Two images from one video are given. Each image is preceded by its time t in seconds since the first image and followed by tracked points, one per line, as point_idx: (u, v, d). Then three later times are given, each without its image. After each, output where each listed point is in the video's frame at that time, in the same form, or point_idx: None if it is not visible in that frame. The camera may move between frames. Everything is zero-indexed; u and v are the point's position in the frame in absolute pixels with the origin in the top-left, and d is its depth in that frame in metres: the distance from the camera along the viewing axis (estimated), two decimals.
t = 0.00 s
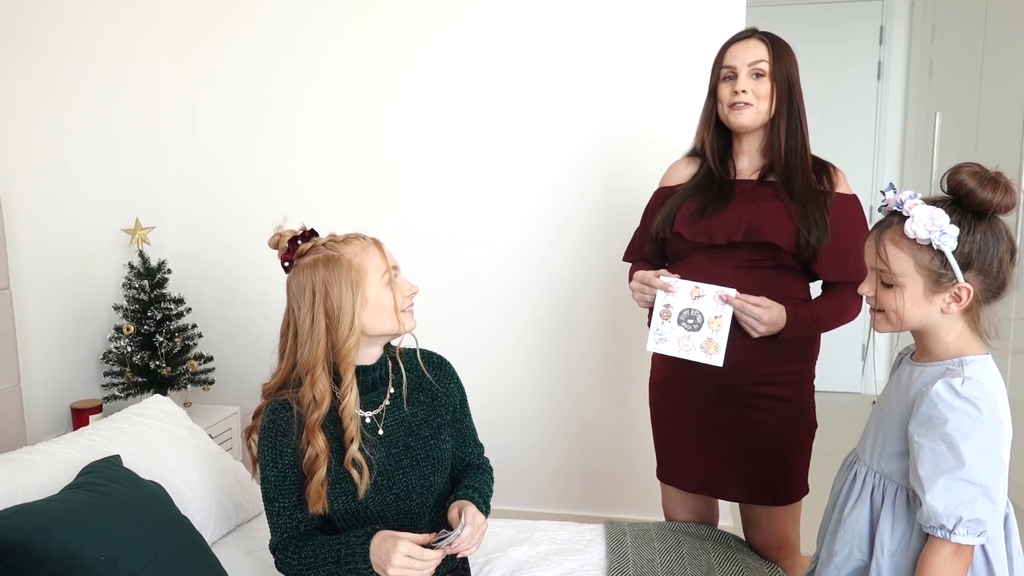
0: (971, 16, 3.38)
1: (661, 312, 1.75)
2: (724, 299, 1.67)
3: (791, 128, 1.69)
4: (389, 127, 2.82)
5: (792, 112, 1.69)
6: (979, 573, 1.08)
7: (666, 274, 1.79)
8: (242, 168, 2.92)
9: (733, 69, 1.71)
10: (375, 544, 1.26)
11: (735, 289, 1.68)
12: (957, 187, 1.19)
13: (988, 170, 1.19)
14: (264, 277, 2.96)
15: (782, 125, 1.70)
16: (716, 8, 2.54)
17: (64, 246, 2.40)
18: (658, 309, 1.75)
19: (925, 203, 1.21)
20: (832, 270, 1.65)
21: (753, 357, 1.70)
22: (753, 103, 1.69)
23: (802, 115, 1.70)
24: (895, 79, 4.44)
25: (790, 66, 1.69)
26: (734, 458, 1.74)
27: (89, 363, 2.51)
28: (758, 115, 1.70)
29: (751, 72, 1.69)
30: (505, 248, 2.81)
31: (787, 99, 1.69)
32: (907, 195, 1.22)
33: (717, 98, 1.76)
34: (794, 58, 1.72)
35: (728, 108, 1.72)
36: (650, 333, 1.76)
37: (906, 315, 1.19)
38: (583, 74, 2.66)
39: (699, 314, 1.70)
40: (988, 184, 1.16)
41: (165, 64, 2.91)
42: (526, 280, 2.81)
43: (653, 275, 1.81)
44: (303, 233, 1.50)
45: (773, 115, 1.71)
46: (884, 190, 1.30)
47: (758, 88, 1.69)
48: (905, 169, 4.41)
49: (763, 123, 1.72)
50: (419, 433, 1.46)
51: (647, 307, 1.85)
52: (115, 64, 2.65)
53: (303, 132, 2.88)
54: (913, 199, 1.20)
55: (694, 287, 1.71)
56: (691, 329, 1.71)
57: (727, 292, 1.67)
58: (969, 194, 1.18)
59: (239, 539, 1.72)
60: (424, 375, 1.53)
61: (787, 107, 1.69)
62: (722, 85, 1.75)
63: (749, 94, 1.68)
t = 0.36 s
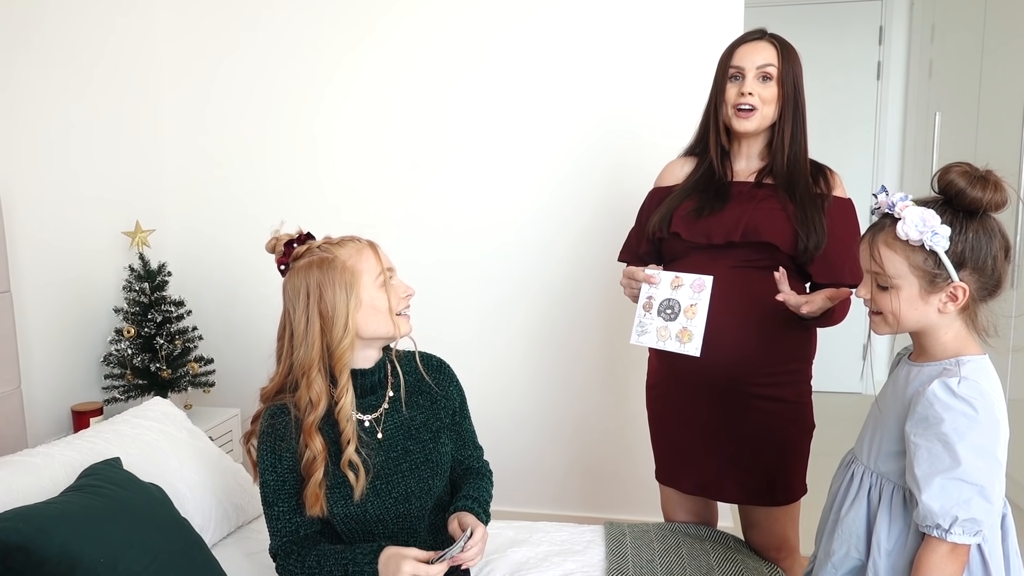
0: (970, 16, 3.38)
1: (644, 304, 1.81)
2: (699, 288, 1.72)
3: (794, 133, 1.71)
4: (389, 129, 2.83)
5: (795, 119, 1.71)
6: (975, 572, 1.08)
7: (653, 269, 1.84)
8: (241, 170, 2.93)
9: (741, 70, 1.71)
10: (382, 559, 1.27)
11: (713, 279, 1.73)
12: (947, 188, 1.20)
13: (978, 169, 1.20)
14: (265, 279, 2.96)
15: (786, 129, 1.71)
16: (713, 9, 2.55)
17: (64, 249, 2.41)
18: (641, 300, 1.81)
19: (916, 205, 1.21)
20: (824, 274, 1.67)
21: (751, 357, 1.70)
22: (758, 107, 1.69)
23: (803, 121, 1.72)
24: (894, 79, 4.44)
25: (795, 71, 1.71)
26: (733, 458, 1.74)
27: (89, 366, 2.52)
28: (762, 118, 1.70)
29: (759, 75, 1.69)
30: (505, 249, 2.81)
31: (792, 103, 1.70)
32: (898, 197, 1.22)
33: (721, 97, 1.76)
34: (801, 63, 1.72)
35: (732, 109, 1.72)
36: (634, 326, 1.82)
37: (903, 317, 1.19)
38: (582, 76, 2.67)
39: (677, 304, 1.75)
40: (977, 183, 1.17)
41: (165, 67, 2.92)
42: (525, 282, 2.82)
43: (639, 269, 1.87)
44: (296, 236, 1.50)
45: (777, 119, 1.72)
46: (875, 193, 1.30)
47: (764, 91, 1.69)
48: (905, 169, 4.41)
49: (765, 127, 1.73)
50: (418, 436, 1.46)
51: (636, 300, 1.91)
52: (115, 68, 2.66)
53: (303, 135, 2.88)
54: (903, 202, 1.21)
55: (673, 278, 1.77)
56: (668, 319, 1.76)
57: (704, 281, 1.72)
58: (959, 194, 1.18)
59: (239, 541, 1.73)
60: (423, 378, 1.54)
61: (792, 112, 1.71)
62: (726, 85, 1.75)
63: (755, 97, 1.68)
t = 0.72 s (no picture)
0: (970, 17, 3.38)
1: (641, 310, 1.79)
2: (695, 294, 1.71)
3: (790, 135, 1.71)
4: (389, 133, 2.84)
5: (791, 122, 1.71)
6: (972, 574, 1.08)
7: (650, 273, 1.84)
8: (242, 174, 2.94)
9: (735, 74, 1.71)
10: None
11: (708, 286, 1.72)
12: (945, 190, 1.20)
13: (976, 171, 1.20)
14: (265, 283, 2.97)
15: (781, 132, 1.71)
16: (712, 10, 2.55)
17: (65, 253, 2.41)
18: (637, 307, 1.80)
19: (915, 207, 1.22)
20: (822, 276, 1.67)
21: (751, 360, 1.70)
22: (750, 111, 1.69)
23: (799, 123, 1.71)
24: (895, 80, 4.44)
25: (789, 73, 1.70)
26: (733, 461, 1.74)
27: (90, 369, 2.53)
28: (756, 121, 1.71)
29: (752, 78, 1.70)
30: (505, 252, 2.82)
31: (788, 106, 1.70)
32: (897, 200, 1.22)
33: (716, 100, 1.76)
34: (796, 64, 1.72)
35: (726, 112, 1.73)
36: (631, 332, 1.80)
37: (903, 319, 1.19)
38: (581, 79, 2.67)
39: (673, 310, 1.74)
40: (975, 186, 1.17)
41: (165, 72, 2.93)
42: (525, 284, 2.82)
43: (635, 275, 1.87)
44: (313, 233, 1.57)
45: (772, 121, 1.72)
46: (874, 195, 1.30)
47: (757, 95, 1.69)
48: (906, 169, 4.41)
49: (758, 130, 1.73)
50: (417, 442, 1.47)
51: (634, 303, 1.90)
52: (115, 72, 2.67)
53: (303, 139, 2.89)
54: (902, 204, 1.21)
55: (670, 284, 1.76)
56: (665, 326, 1.74)
57: (699, 287, 1.71)
58: (958, 196, 1.18)
59: (240, 544, 1.73)
60: (424, 385, 1.54)
61: (787, 114, 1.71)
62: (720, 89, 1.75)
63: (748, 101, 1.68)
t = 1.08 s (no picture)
0: (972, 17, 3.38)
1: (635, 313, 1.82)
2: (685, 297, 1.73)
3: (785, 134, 1.70)
4: (389, 136, 2.84)
5: (785, 119, 1.70)
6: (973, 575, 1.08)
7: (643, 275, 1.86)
8: (243, 177, 2.95)
9: (726, 74, 1.72)
10: None
11: (699, 287, 1.74)
12: (948, 192, 1.20)
13: (979, 173, 1.20)
14: (267, 286, 2.98)
15: (775, 131, 1.70)
16: (712, 12, 2.55)
17: (67, 256, 2.42)
18: (631, 310, 1.82)
19: (917, 209, 1.21)
20: (819, 278, 1.67)
21: (750, 361, 1.70)
22: (742, 110, 1.69)
23: (792, 119, 1.71)
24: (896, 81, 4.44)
25: (782, 72, 1.70)
26: (733, 463, 1.74)
27: (92, 372, 2.53)
28: (749, 121, 1.70)
29: (743, 78, 1.70)
30: (506, 254, 2.82)
31: (781, 105, 1.70)
32: (899, 202, 1.22)
33: (710, 102, 1.76)
34: (788, 64, 1.72)
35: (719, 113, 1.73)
36: (625, 336, 1.83)
37: (904, 321, 1.19)
38: (581, 82, 2.68)
39: (664, 313, 1.76)
40: (978, 187, 1.16)
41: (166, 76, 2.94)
42: (526, 285, 2.82)
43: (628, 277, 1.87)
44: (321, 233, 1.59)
45: (766, 120, 1.72)
46: (876, 197, 1.30)
47: (748, 94, 1.69)
48: (908, 170, 4.40)
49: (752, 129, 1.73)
50: (412, 448, 1.46)
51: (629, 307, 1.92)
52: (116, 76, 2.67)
53: (304, 142, 2.90)
54: (904, 206, 1.20)
55: (661, 287, 1.77)
56: (657, 328, 1.76)
57: (689, 291, 1.73)
58: (960, 198, 1.18)
59: (240, 547, 1.73)
60: (421, 390, 1.53)
61: (780, 113, 1.70)
62: (713, 90, 1.76)
63: (739, 100, 1.68)
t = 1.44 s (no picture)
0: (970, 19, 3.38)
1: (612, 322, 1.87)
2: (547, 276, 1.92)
3: (774, 133, 1.68)
4: (389, 137, 2.84)
5: (772, 118, 1.68)
6: None
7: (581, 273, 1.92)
8: (242, 178, 2.95)
9: (707, 84, 1.73)
10: None
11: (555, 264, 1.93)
12: (947, 193, 1.20)
13: (978, 174, 1.20)
14: (266, 287, 2.98)
15: (763, 132, 1.69)
16: (710, 13, 2.56)
17: (66, 257, 2.42)
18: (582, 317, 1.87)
19: (916, 209, 1.21)
20: (820, 279, 1.67)
21: (748, 363, 1.70)
22: (729, 115, 1.70)
23: (784, 115, 1.68)
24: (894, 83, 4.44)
25: (769, 70, 1.67)
26: (731, 464, 1.74)
27: (91, 373, 2.53)
28: (736, 125, 1.70)
29: (723, 84, 1.70)
30: (504, 255, 2.82)
31: (766, 104, 1.68)
32: (898, 202, 1.22)
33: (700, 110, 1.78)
34: (778, 59, 1.69)
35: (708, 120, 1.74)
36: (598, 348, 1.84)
37: (902, 322, 1.19)
38: (580, 84, 2.68)
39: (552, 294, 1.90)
40: (977, 189, 1.16)
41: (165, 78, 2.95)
42: (524, 286, 2.82)
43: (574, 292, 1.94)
44: (319, 235, 1.58)
45: (753, 122, 1.70)
46: (875, 197, 1.30)
47: (731, 98, 1.69)
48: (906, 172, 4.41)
49: (745, 133, 1.72)
50: (409, 450, 1.46)
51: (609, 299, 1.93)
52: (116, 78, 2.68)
53: (302, 143, 2.90)
54: (904, 206, 1.20)
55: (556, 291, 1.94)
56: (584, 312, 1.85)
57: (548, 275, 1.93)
58: (960, 199, 1.18)
59: (238, 548, 1.73)
60: (418, 391, 1.53)
61: (767, 113, 1.68)
62: (703, 96, 1.77)
63: (722, 107, 1.69)
